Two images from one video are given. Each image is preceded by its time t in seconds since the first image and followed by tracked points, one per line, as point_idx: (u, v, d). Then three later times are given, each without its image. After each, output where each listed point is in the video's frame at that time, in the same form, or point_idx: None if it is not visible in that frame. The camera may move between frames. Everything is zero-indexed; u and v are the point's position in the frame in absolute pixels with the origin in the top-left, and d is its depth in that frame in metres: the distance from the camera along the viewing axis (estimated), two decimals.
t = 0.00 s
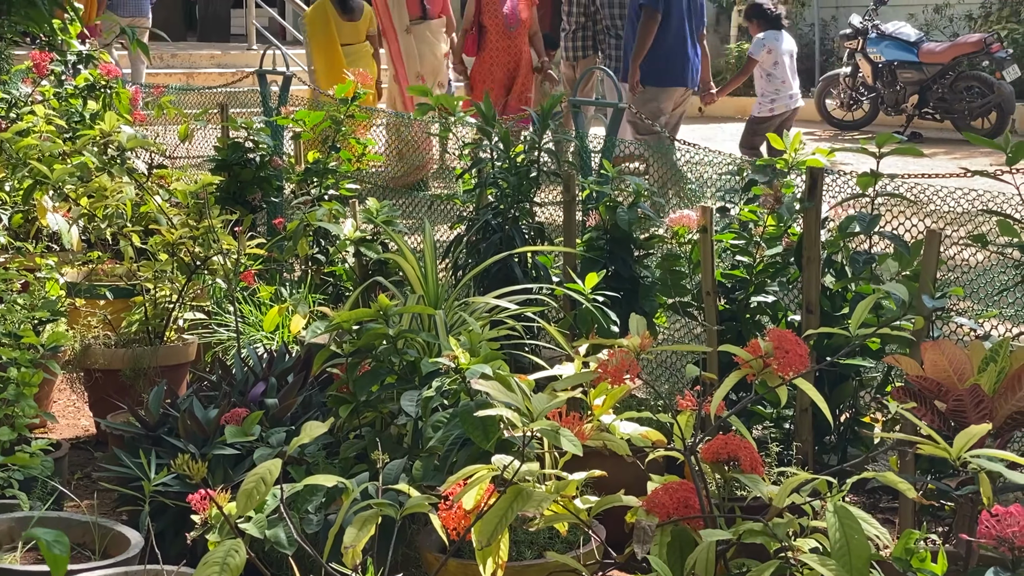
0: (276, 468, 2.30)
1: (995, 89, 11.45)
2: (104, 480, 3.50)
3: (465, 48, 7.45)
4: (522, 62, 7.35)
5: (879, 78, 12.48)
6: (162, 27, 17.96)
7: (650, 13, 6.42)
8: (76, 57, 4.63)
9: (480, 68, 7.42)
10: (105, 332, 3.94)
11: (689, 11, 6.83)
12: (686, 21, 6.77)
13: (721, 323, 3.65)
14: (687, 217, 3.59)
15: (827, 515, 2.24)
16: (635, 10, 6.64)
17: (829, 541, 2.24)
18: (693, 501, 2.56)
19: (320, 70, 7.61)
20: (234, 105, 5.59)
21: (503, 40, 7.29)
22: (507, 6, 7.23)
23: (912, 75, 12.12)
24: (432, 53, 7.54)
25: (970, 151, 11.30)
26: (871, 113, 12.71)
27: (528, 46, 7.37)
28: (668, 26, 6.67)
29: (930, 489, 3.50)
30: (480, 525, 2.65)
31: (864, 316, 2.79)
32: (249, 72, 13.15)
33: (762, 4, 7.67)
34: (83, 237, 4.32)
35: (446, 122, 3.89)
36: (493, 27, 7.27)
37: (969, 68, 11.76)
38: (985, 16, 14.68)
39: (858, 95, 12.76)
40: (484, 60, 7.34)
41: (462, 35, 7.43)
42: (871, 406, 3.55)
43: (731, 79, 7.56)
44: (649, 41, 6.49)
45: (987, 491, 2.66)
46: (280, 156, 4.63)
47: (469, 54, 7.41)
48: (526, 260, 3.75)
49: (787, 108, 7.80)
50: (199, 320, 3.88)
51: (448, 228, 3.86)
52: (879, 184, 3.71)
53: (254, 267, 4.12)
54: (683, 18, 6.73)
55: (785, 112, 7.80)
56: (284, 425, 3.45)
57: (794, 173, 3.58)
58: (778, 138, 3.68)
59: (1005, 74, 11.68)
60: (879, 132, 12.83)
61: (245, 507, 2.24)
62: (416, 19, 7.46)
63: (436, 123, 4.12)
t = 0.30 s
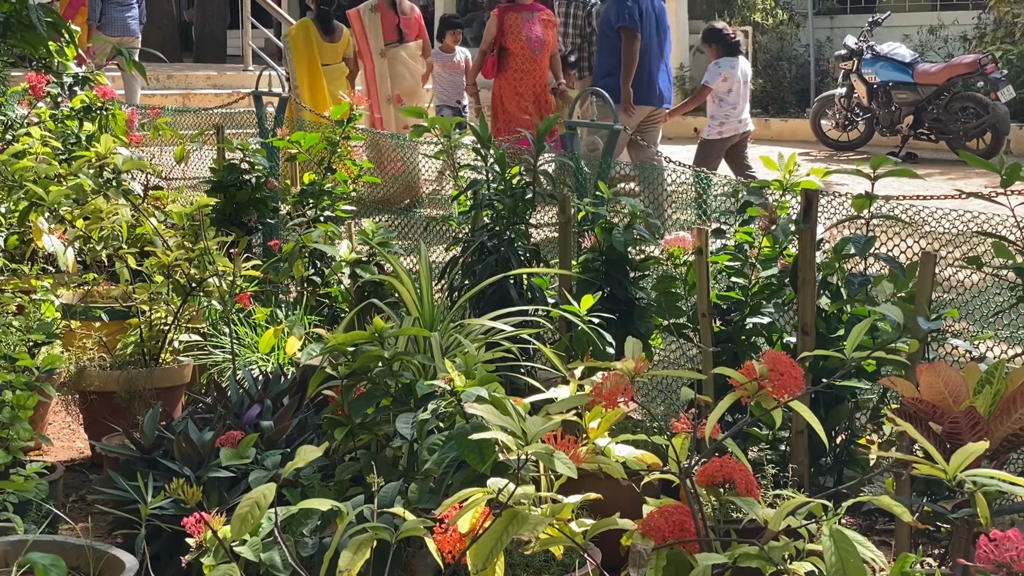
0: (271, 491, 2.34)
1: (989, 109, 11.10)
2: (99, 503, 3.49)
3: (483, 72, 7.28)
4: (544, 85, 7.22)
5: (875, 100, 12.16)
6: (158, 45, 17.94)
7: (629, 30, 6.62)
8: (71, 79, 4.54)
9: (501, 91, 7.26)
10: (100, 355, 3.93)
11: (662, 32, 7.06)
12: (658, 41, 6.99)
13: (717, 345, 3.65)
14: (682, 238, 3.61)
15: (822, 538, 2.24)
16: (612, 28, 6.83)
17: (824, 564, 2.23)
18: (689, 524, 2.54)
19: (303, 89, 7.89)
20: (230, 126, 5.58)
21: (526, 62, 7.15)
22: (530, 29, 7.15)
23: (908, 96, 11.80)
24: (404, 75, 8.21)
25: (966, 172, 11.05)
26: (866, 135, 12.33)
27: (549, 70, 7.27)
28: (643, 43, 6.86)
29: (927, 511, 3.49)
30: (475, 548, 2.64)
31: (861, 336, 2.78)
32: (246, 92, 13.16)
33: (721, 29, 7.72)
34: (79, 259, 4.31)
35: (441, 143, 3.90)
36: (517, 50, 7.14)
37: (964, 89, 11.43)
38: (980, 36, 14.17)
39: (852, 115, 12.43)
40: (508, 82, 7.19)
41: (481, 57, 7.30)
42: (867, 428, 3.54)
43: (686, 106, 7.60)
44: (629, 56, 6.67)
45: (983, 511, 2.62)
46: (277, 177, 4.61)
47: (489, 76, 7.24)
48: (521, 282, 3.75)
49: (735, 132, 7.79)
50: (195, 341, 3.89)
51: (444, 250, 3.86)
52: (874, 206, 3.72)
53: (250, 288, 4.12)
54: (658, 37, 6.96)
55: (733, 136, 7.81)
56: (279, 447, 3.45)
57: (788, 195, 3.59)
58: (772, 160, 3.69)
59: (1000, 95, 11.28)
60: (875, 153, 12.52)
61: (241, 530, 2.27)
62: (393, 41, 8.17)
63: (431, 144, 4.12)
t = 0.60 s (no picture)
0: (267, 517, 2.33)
1: (984, 131, 11.05)
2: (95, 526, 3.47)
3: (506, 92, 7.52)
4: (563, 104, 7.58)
5: (870, 121, 11.99)
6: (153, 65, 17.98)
7: (573, 64, 6.49)
8: (69, 102, 4.64)
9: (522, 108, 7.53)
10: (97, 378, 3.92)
11: (614, 50, 6.90)
12: (610, 61, 6.84)
13: (712, 368, 3.64)
14: (678, 261, 3.62)
15: (818, 562, 2.24)
16: (560, 57, 6.69)
17: None
18: (686, 549, 2.51)
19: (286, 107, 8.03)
20: (227, 147, 5.58)
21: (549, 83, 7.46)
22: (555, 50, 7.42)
23: (903, 118, 11.64)
24: (381, 90, 8.57)
25: (960, 193, 11.00)
26: (862, 155, 12.19)
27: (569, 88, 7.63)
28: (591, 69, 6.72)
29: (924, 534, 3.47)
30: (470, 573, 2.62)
31: (852, 361, 2.89)
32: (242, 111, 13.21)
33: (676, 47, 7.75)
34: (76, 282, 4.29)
35: (437, 166, 3.91)
36: (543, 72, 7.42)
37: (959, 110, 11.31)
38: (975, 57, 14.01)
39: (848, 136, 12.28)
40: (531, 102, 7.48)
41: (503, 78, 7.55)
42: (863, 451, 3.53)
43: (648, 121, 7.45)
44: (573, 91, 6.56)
45: (979, 541, 2.58)
46: (273, 199, 4.61)
47: (511, 98, 7.49)
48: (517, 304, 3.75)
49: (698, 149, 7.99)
50: (191, 364, 3.89)
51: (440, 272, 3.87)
52: (869, 228, 3.72)
53: (247, 310, 4.12)
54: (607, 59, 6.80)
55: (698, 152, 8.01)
56: (275, 470, 3.44)
57: (784, 217, 3.60)
58: (767, 182, 3.69)
59: (995, 116, 11.16)
60: (871, 173, 12.42)
61: (236, 556, 2.25)
62: (372, 57, 8.45)
63: (427, 167, 4.13)
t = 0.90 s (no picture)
0: (263, 540, 2.33)
1: (980, 152, 10.96)
2: (90, 550, 3.46)
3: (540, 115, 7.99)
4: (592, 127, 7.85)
5: (866, 142, 11.85)
6: (147, 89, 17.81)
7: (514, 81, 6.71)
8: (65, 124, 4.63)
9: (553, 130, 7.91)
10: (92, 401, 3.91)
11: (579, 71, 6.87)
12: (572, 82, 6.82)
13: (709, 390, 3.64)
14: (674, 283, 3.63)
15: None
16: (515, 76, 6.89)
17: None
18: (682, 572, 2.45)
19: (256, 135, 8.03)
20: (222, 171, 5.56)
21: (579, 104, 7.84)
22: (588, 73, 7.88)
23: (897, 139, 11.55)
24: (367, 114, 8.48)
25: (956, 215, 10.86)
26: (858, 177, 12.06)
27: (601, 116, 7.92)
28: (548, 89, 6.78)
29: (922, 558, 3.45)
30: None
31: (849, 386, 2.91)
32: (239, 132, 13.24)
33: (635, 70, 7.65)
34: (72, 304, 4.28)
35: (433, 189, 3.91)
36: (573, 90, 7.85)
37: (954, 132, 11.21)
38: (969, 80, 13.10)
39: (844, 158, 12.10)
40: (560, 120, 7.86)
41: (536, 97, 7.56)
42: (860, 474, 3.52)
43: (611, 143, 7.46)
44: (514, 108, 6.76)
45: (975, 562, 2.60)
46: (270, 223, 4.59)
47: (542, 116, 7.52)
48: (513, 327, 3.75)
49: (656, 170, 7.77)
50: (187, 387, 3.88)
51: (436, 295, 3.86)
52: (864, 251, 3.73)
53: (242, 333, 4.11)
54: (569, 80, 6.79)
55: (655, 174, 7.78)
56: (271, 493, 3.43)
57: (780, 239, 3.60)
58: (762, 205, 3.69)
59: (990, 139, 11.04)
60: (867, 196, 12.30)
61: None
62: (356, 80, 8.41)
63: (424, 190, 4.14)
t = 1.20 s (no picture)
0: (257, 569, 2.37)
1: (976, 174, 10.97)
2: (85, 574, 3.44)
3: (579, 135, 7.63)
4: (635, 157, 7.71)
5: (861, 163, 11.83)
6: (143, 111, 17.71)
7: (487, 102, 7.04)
8: (62, 146, 4.65)
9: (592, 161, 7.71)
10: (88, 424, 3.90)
11: (547, 95, 7.29)
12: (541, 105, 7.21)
13: (705, 413, 3.63)
14: (669, 305, 3.64)
15: None
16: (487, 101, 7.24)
17: None
18: None
19: (221, 150, 8.13)
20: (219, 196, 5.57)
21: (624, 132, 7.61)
22: (629, 98, 7.62)
23: (893, 161, 11.52)
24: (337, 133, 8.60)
25: (952, 237, 10.84)
26: (854, 200, 12.00)
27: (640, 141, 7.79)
28: (516, 112, 7.16)
29: None
30: None
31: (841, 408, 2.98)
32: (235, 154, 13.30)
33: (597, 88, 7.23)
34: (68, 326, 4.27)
35: (430, 211, 3.92)
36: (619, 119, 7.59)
37: (950, 153, 11.22)
38: (965, 103, 13.04)
39: (840, 180, 12.09)
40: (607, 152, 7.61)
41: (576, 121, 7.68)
42: (856, 497, 3.51)
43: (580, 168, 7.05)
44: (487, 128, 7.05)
45: None
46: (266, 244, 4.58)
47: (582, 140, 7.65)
48: (510, 350, 3.75)
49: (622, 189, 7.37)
50: (182, 409, 3.87)
51: (432, 318, 3.87)
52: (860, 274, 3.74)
53: (239, 356, 4.10)
54: (538, 102, 7.19)
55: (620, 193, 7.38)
56: (267, 517, 3.42)
57: (776, 262, 3.60)
58: (758, 228, 3.70)
59: (987, 160, 11.07)
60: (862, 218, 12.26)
61: None
62: (328, 103, 8.45)
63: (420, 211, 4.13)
